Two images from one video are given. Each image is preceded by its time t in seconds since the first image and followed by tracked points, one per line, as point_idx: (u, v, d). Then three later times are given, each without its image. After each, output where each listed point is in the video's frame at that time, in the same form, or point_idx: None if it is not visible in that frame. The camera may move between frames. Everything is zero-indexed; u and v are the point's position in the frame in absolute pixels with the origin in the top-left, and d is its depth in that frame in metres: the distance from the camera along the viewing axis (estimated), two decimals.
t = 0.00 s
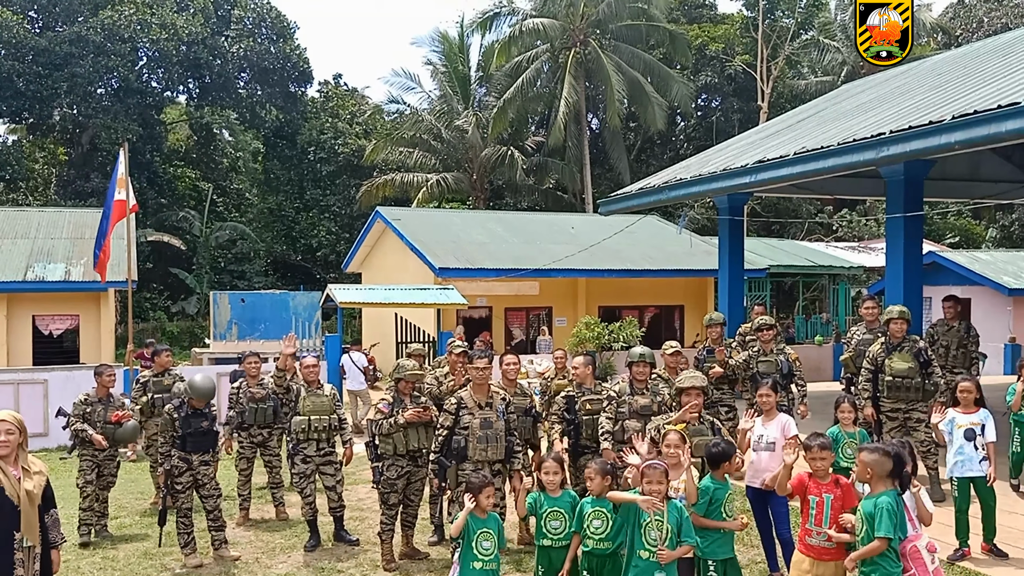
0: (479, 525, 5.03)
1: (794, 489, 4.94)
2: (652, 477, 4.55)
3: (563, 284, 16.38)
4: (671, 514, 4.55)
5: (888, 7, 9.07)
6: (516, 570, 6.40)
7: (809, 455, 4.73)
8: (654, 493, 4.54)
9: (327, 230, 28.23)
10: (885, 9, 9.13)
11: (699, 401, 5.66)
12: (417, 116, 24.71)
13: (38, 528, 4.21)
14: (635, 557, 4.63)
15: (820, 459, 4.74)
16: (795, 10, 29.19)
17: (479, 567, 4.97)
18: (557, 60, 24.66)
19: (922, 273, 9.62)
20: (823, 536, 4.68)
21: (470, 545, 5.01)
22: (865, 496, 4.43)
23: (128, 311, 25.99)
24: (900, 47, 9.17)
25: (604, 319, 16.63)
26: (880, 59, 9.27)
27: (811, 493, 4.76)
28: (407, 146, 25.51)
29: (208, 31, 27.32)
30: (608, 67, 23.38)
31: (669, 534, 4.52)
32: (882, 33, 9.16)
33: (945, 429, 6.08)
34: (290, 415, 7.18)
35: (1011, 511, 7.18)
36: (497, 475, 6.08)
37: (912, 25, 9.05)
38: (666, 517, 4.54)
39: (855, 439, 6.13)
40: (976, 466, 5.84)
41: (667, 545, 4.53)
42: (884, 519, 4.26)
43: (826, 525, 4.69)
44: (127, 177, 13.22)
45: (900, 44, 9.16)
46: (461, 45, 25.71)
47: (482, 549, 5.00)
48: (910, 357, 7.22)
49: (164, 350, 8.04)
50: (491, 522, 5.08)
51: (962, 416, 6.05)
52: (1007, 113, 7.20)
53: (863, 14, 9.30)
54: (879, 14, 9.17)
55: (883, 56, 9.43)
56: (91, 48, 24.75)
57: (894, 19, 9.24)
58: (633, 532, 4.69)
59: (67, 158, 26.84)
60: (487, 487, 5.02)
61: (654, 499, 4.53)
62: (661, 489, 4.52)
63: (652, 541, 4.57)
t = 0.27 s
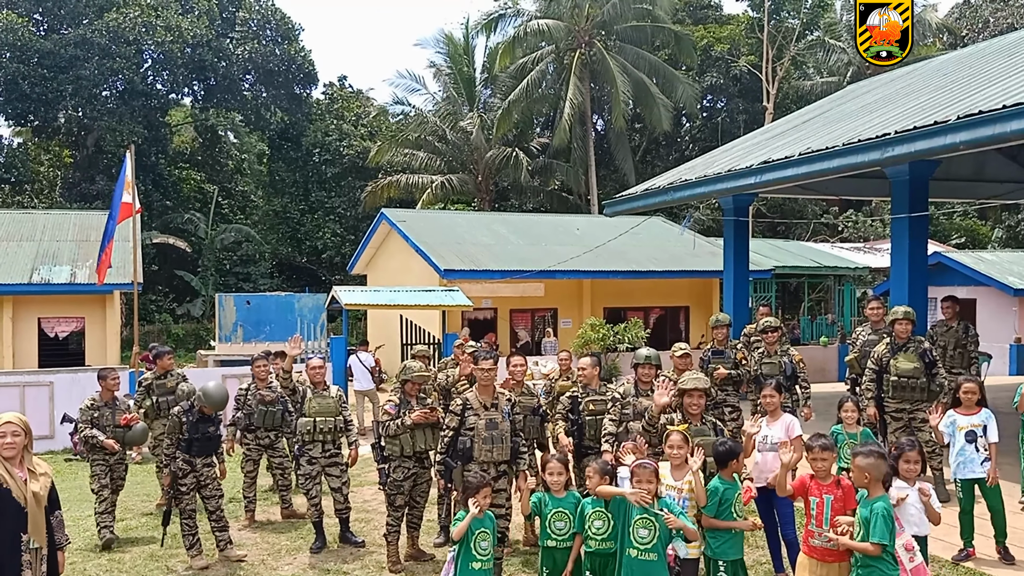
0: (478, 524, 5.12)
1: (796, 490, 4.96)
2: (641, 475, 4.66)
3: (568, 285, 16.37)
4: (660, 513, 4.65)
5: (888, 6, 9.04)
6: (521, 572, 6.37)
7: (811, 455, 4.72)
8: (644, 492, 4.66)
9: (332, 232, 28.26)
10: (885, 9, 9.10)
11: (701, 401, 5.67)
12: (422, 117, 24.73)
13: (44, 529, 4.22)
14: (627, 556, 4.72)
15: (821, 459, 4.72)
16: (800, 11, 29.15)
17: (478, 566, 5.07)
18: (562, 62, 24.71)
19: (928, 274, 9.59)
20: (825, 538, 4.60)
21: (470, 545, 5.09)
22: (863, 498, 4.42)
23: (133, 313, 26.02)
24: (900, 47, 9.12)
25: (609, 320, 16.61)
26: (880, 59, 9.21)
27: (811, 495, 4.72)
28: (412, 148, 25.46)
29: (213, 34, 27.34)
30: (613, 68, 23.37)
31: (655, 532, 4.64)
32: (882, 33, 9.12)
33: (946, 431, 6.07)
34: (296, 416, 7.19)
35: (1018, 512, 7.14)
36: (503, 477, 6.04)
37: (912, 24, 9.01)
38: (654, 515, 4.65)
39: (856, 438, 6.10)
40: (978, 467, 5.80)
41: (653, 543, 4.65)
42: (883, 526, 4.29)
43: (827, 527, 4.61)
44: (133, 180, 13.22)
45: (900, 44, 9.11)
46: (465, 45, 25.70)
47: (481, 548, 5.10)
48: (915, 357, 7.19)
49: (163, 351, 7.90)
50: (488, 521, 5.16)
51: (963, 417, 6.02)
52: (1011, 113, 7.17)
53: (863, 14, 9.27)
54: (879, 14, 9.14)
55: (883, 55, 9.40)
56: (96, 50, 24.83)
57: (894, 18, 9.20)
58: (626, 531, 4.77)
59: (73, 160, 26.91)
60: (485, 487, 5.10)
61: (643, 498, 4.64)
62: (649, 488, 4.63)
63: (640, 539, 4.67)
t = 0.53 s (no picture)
0: (474, 520, 5.16)
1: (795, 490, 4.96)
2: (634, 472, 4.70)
3: (572, 286, 16.37)
4: (654, 510, 4.70)
5: (888, 6, 9.03)
6: (525, 572, 6.37)
7: (809, 456, 4.73)
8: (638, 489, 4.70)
9: (336, 233, 28.31)
10: (886, 9, 9.09)
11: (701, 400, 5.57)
12: (426, 118, 24.75)
13: (51, 530, 4.23)
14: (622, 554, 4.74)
15: (819, 460, 4.73)
16: (805, 11, 29.09)
17: (474, 562, 5.12)
18: (566, 62, 24.73)
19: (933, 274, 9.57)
20: (824, 538, 4.63)
21: (466, 539, 5.14)
22: (847, 500, 4.40)
23: (139, 314, 26.07)
24: (901, 47, 9.08)
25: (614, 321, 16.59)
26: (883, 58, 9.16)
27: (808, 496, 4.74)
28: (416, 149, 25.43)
29: (217, 35, 27.35)
30: (617, 68, 23.34)
31: (650, 529, 4.67)
32: (882, 33, 9.11)
33: (953, 430, 6.02)
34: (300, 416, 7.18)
35: None
36: (507, 477, 6.02)
37: (913, 24, 9.00)
38: (648, 511, 4.70)
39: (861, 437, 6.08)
40: (984, 468, 5.80)
41: (648, 541, 4.67)
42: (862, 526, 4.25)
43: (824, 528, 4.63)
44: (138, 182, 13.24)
45: (901, 44, 9.09)
46: (469, 46, 25.58)
47: (477, 543, 5.15)
48: (919, 356, 7.16)
49: (171, 353, 7.94)
50: (485, 516, 5.23)
51: (971, 418, 5.95)
52: (1014, 112, 7.15)
53: (864, 14, 9.26)
54: (879, 14, 9.13)
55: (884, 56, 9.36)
56: (100, 51, 24.87)
57: (894, 18, 9.19)
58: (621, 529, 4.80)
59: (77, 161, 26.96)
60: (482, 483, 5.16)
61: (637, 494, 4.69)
62: (643, 485, 4.67)
63: (634, 536, 4.70)
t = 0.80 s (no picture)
0: (471, 504, 5.23)
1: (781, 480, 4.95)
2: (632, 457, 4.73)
3: (575, 275, 16.46)
4: (652, 494, 4.71)
5: (888, 6, 9.04)
6: (528, 557, 6.48)
7: (796, 446, 4.71)
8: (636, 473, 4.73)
9: (339, 221, 28.31)
10: (886, 9, 9.11)
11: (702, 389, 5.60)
12: (429, 106, 24.75)
13: (53, 512, 4.30)
14: (621, 538, 4.74)
15: (806, 450, 4.71)
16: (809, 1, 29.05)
17: (473, 545, 5.16)
18: (569, 51, 24.71)
19: (934, 265, 9.67)
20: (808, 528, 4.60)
21: (463, 522, 5.19)
22: (835, 482, 4.47)
23: (140, 300, 26.10)
24: (901, 47, 9.09)
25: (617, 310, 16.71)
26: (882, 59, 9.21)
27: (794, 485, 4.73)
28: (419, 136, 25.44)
29: (219, 20, 27.29)
30: (620, 57, 23.32)
31: (647, 513, 4.68)
32: (881, 33, 9.14)
33: (963, 420, 6.10)
34: (306, 402, 7.26)
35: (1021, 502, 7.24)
36: (510, 462, 6.12)
37: (913, 25, 9.00)
38: (645, 496, 4.71)
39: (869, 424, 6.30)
40: (990, 459, 5.90)
41: (646, 524, 4.68)
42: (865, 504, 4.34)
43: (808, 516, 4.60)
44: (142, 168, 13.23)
45: (901, 44, 9.10)
46: (473, 34, 25.53)
47: (475, 527, 5.20)
48: (922, 346, 7.29)
49: (180, 336, 8.02)
50: (482, 500, 5.30)
51: (981, 407, 6.02)
52: (1016, 104, 7.24)
53: (863, 14, 9.28)
54: (879, 14, 9.15)
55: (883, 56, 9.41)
56: (103, 35, 24.85)
57: (894, 17, 9.21)
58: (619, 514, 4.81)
59: (79, 146, 26.92)
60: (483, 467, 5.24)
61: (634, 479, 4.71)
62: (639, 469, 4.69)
63: (632, 521, 4.71)
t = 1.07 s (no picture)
0: (459, 476, 5.29)
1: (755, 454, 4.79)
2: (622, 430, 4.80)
3: (570, 254, 16.47)
4: (643, 466, 4.78)
5: (889, 8, 8.80)
6: (520, 530, 6.55)
7: (773, 417, 4.61)
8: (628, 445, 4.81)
9: (334, 197, 27.98)
10: (886, 9, 8.87)
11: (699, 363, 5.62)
12: (424, 83, 24.67)
13: (46, 480, 4.34)
14: (613, 510, 4.80)
15: (783, 423, 4.64)
16: None
17: (463, 517, 5.18)
18: (567, 29, 24.44)
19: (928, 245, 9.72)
20: (780, 502, 4.52)
21: (451, 494, 5.21)
22: (828, 457, 4.54)
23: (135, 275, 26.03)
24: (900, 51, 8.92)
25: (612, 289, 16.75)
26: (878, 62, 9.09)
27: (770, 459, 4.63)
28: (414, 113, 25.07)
29: None
30: (617, 36, 23.24)
31: (639, 485, 4.75)
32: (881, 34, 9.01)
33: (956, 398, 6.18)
34: (300, 375, 7.29)
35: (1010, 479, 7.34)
36: (504, 435, 6.17)
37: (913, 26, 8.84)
38: (637, 468, 4.78)
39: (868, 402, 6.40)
40: (982, 437, 5.97)
41: (638, 495, 4.75)
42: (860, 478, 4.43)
43: (784, 490, 4.52)
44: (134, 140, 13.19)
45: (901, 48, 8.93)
46: (469, 11, 25.45)
47: (463, 500, 5.22)
48: (914, 325, 7.36)
49: (183, 310, 8.17)
50: (470, 473, 5.35)
51: (976, 385, 6.10)
52: (1013, 84, 7.25)
53: (863, 14, 8.96)
54: (879, 14, 8.90)
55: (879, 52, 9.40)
56: (96, 9, 25.05)
57: (893, 17, 9.03)
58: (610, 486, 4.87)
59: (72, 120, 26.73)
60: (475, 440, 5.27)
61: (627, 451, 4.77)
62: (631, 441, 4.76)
63: (624, 493, 4.77)
